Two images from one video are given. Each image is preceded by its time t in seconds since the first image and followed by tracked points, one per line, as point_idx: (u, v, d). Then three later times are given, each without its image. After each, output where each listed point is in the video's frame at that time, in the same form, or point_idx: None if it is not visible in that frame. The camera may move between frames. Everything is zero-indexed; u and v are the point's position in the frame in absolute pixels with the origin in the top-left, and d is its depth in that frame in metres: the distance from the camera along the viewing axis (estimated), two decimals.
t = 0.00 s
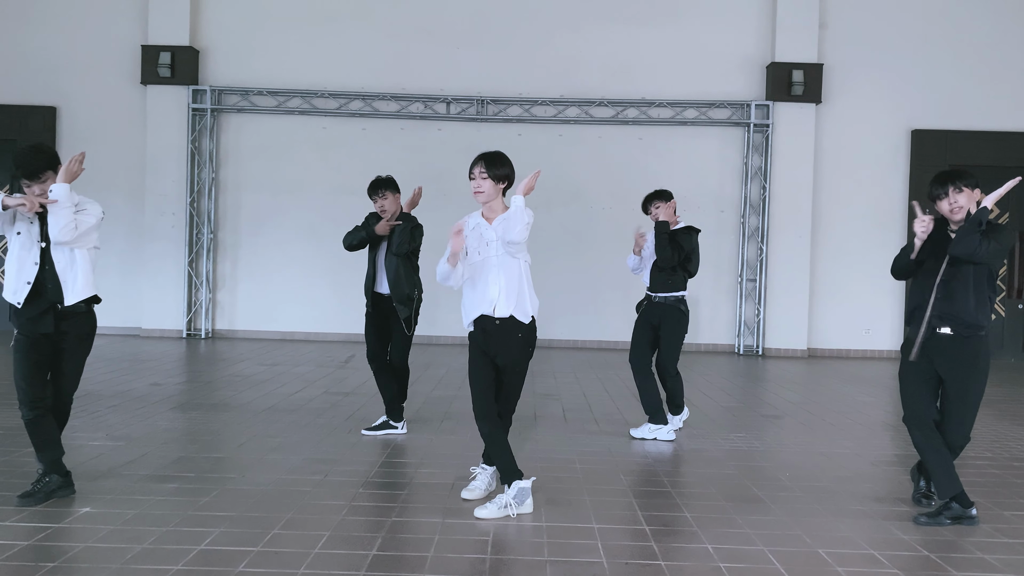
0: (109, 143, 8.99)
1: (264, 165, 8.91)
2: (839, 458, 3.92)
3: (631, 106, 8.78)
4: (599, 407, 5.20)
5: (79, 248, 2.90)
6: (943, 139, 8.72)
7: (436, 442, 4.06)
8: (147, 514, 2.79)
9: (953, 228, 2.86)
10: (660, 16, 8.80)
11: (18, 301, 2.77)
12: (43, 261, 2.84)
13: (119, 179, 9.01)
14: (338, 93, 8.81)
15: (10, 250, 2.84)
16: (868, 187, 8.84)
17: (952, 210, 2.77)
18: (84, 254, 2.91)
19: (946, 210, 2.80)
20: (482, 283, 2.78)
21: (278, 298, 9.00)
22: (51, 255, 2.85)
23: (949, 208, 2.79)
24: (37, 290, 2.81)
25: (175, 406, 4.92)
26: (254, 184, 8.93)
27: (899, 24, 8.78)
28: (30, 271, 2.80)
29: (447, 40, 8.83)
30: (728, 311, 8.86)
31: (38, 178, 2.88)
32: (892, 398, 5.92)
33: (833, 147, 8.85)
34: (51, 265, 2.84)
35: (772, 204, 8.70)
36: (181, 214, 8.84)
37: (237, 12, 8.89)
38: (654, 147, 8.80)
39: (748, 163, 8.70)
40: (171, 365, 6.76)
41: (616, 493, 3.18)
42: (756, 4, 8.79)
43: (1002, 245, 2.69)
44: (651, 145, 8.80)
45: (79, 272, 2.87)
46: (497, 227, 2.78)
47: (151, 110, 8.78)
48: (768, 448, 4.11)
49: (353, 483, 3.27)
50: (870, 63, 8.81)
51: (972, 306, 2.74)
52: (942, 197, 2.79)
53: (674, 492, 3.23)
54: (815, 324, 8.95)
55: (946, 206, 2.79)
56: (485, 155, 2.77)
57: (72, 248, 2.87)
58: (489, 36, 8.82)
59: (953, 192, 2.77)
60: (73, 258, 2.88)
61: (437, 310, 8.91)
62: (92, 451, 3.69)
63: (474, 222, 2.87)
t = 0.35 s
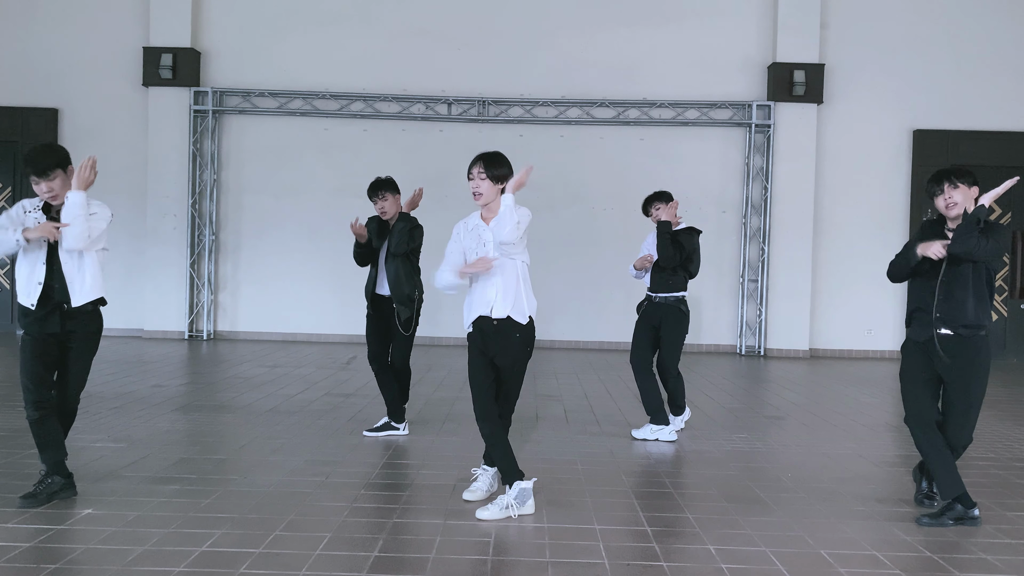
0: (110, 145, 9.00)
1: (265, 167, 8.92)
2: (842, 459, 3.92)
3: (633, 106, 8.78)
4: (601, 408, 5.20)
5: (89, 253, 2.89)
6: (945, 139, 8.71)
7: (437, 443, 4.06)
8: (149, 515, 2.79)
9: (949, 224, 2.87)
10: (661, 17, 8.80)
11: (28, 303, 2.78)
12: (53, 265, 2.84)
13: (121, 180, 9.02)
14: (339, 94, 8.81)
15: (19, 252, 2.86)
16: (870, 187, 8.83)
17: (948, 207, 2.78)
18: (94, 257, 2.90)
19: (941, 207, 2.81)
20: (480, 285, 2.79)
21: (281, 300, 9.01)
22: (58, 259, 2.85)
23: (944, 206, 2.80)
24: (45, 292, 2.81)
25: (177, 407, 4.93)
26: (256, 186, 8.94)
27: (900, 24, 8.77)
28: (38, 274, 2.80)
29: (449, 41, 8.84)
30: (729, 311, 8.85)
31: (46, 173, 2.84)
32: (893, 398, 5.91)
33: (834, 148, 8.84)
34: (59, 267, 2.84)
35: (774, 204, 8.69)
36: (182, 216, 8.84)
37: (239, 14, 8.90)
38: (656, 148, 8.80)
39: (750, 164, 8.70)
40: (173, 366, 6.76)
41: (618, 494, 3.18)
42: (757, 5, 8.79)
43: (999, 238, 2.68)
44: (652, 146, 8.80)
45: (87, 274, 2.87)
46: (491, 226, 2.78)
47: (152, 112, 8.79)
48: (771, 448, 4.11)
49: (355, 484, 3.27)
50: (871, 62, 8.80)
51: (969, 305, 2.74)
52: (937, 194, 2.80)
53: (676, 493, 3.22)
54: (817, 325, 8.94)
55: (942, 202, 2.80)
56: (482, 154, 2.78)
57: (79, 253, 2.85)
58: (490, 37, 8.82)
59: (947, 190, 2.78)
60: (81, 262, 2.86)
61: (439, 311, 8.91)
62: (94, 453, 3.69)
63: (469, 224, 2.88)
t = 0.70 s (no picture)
0: (112, 146, 9.01)
1: (266, 168, 8.93)
2: (844, 459, 3.91)
3: (634, 107, 8.78)
4: (602, 408, 5.20)
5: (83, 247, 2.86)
6: (946, 139, 8.70)
7: (439, 443, 4.06)
8: (151, 516, 2.80)
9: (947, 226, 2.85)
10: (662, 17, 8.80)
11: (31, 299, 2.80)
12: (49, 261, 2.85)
13: (122, 182, 9.04)
14: (340, 95, 8.81)
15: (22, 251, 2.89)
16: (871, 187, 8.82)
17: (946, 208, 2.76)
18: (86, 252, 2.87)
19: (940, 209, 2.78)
20: (477, 279, 2.78)
21: (282, 301, 9.01)
22: (59, 257, 2.87)
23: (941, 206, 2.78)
24: (52, 294, 2.83)
25: (178, 408, 4.93)
26: (257, 187, 8.95)
27: (902, 24, 8.77)
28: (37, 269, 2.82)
29: (449, 42, 8.84)
30: (730, 312, 8.84)
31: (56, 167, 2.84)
32: (894, 398, 5.91)
33: (835, 148, 8.84)
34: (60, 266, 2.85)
35: (776, 205, 8.69)
36: (184, 217, 8.85)
37: (240, 15, 8.91)
38: (657, 148, 8.80)
39: (751, 164, 8.69)
40: (174, 367, 6.76)
41: (619, 495, 3.18)
42: (758, 5, 8.79)
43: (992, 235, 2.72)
44: (653, 146, 8.80)
45: (84, 268, 2.85)
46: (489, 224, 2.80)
47: (154, 113, 8.80)
48: (773, 448, 4.10)
49: (357, 485, 3.27)
50: (872, 62, 8.79)
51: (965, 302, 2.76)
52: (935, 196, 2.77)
53: (678, 493, 3.22)
54: (818, 325, 8.93)
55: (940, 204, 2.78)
56: (490, 150, 2.78)
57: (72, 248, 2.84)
58: (491, 38, 8.82)
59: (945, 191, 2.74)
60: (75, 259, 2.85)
61: (440, 311, 8.92)
62: (95, 454, 3.69)
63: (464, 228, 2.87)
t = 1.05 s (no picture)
0: (114, 146, 9.03)
1: (268, 168, 8.94)
2: (845, 459, 3.91)
3: (636, 107, 8.77)
4: (604, 408, 5.20)
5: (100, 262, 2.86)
6: (949, 139, 8.69)
7: (440, 443, 4.06)
8: (153, 516, 2.80)
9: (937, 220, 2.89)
10: (664, 17, 8.79)
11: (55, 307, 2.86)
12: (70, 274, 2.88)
13: (125, 182, 9.05)
14: (343, 95, 8.82)
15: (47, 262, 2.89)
16: (874, 187, 8.81)
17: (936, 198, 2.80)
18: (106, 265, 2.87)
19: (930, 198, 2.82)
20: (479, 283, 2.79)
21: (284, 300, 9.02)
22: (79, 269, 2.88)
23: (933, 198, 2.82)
24: (74, 303, 2.87)
25: (180, 408, 4.94)
26: (260, 187, 8.96)
27: (904, 24, 8.75)
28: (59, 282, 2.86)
29: (451, 42, 8.85)
30: (733, 312, 8.83)
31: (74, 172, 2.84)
32: (897, 399, 5.90)
33: (837, 148, 8.83)
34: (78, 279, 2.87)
35: (779, 205, 8.67)
36: (186, 216, 8.86)
37: (243, 16, 8.92)
38: (659, 148, 8.79)
39: (753, 164, 8.68)
40: (177, 367, 6.77)
41: (621, 494, 3.18)
42: (760, 5, 8.78)
43: (997, 235, 2.71)
44: (655, 147, 8.79)
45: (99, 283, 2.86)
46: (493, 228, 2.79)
47: (156, 113, 8.81)
48: (775, 448, 4.10)
49: (359, 485, 3.27)
50: (875, 62, 8.78)
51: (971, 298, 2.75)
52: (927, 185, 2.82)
53: (681, 494, 3.21)
54: (821, 325, 8.92)
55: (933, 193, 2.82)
56: (496, 154, 2.78)
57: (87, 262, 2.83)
58: (493, 38, 8.83)
59: (938, 184, 2.79)
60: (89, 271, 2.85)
61: (442, 311, 8.92)
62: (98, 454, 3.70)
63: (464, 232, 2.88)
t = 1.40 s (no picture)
0: (117, 144, 9.03)
1: (271, 166, 8.94)
2: (849, 458, 3.90)
3: (639, 105, 8.76)
4: (607, 407, 5.20)
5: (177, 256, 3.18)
6: (953, 137, 8.66)
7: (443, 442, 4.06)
8: (155, 513, 2.80)
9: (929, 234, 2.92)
10: (668, 16, 8.77)
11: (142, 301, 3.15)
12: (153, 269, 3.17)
13: (128, 180, 9.05)
14: (346, 93, 8.82)
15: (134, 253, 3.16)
16: (877, 186, 8.79)
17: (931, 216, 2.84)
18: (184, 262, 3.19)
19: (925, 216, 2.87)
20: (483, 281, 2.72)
21: (287, 298, 9.02)
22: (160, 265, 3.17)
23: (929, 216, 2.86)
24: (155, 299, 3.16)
25: (183, 406, 4.94)
26: (262, 185, 8.95)
27: (909, 22, 8.73)
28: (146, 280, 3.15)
29: (454, 40, 8.84)
30: (736, 311, 8.82)
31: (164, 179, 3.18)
32: (901, 398, 5.89)
33: (841, 146, 8.81)
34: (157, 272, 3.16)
35: (782, 203, 8.66)
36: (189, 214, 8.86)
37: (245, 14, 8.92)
38: (662, 146, 8.78)
39: (757, 163, 8.66)
40: (180, 365, 6.76)
41: (623, 493, 3.18)
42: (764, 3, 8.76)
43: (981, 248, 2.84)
44: (658, 145, 8.78)
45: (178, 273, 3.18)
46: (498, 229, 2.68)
47: (159, 111, 8.81)
48: (778, 447, 4.09)
49: (362, 484, 3.27)
50: (879, 61, 8.75)
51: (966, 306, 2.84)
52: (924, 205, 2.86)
53: (684, 493, 3.21)
54: (824, 324, 8.90)
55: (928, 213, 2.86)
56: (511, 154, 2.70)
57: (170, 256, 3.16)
58: (496, 36, 8.81)
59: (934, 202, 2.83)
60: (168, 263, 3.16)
61: (445, 309, 8.91)
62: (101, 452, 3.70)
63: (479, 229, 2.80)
